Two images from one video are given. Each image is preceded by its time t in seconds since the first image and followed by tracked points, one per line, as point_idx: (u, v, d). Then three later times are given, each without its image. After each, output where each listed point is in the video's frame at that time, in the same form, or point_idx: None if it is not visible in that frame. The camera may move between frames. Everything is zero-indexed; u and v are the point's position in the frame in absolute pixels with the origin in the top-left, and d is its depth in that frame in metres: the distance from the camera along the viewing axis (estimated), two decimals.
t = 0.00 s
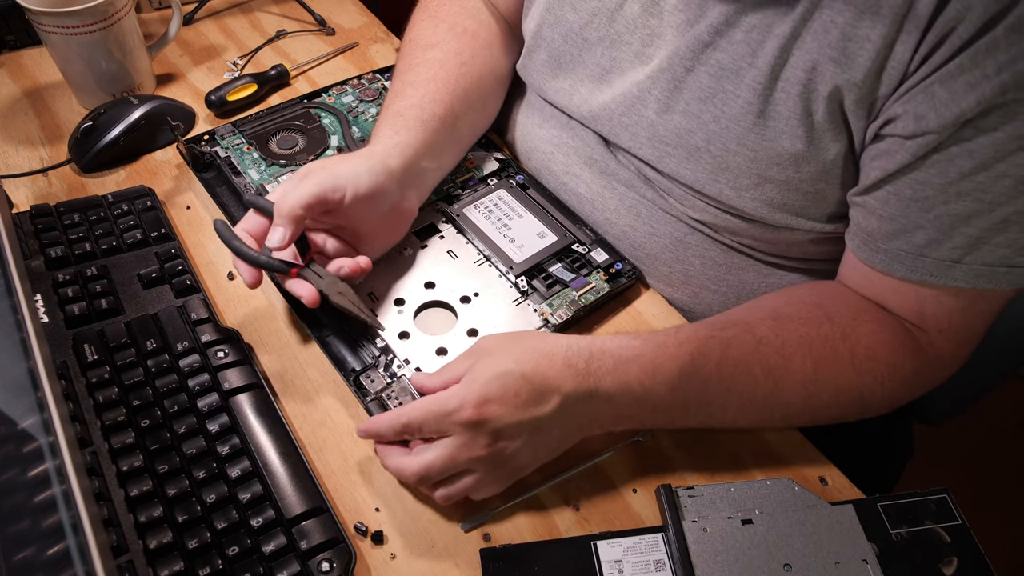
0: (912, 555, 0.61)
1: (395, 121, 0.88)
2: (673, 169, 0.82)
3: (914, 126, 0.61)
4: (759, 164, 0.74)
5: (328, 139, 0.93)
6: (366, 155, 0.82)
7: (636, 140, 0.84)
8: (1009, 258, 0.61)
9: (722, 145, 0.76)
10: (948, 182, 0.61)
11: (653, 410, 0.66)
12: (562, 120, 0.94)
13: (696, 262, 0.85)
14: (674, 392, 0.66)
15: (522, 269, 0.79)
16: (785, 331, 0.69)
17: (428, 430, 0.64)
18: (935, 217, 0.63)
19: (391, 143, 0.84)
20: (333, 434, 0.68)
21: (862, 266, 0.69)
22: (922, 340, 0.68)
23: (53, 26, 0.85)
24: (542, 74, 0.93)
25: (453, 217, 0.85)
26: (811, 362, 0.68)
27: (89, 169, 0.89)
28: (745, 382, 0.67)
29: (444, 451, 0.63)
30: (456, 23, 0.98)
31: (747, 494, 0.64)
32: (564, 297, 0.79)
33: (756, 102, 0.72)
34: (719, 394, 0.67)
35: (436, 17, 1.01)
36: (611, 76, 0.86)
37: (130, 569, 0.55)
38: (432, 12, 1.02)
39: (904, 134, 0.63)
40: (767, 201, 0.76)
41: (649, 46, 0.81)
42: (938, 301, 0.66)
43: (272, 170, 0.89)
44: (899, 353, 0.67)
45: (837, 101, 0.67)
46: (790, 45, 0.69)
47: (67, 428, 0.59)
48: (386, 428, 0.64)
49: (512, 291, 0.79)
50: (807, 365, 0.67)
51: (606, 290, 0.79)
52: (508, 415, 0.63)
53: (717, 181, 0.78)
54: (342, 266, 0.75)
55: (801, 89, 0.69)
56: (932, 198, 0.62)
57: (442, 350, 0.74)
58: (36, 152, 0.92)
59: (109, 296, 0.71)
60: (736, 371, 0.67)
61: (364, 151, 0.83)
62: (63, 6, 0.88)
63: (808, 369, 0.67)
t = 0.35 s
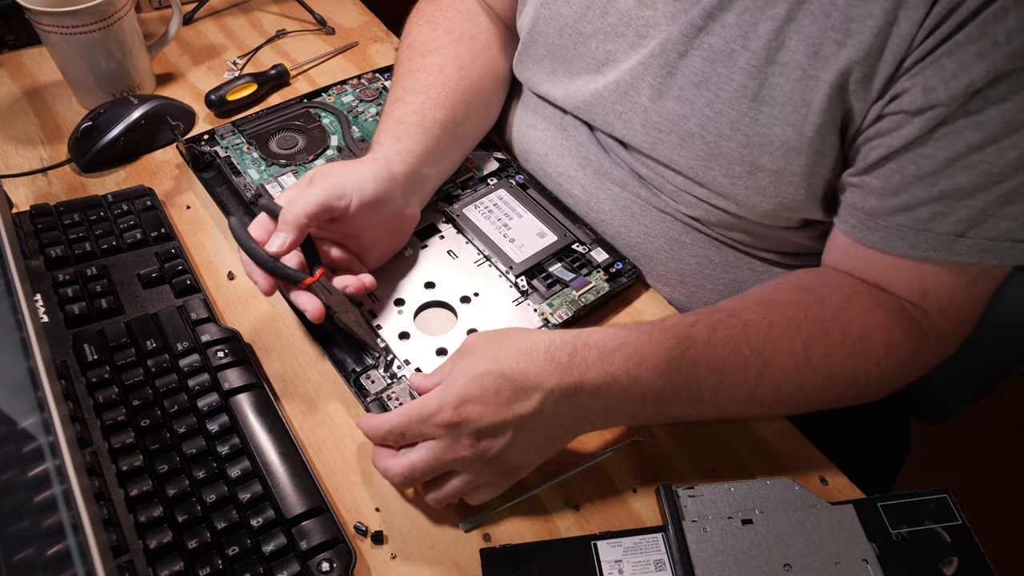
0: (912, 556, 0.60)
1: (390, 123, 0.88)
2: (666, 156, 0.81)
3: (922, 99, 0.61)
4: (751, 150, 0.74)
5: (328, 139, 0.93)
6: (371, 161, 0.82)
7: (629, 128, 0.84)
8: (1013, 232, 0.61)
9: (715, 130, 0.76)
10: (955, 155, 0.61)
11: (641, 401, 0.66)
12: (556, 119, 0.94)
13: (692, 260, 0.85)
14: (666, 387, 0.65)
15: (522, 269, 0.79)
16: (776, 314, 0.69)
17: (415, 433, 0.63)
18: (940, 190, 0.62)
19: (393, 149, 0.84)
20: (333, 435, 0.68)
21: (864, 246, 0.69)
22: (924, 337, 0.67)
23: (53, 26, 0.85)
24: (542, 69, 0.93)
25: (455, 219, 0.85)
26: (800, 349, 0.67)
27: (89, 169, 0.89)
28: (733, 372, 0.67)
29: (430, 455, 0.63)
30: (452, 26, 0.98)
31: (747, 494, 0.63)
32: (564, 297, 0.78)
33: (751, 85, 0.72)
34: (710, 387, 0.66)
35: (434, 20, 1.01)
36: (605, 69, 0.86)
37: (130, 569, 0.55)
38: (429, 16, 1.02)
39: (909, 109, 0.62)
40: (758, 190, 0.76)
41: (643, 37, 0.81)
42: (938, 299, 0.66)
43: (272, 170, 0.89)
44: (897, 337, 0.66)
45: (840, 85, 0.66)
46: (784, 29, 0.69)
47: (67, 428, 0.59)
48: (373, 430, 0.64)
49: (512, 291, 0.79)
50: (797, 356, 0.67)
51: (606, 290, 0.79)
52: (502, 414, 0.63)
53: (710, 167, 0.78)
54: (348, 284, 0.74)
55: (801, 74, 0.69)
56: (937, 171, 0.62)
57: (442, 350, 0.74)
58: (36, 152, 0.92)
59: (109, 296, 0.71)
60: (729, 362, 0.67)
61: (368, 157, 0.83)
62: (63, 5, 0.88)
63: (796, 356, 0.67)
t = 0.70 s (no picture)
0: (912, 556, 0.60)
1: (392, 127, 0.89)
2: (673, 156, 0.81)
3: (903, 103, 0.62)
4: (759, 148, 0.74)
5: (328, 139, 0.93)
6: (374, 164, 0.82)
7: (636, 128, 0.84)
8: (986, 237, 0.62)
9: (722, 130, 0.76)
10: (931, 160, 0.62)
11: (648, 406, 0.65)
12: (564, 114, 0.94)
13: (700, 255, 0.85)
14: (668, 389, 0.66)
15: (522, 270, 0.79)
16: (775, 316, 0.69)
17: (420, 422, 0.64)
18: (917, 194, 0.63)
19: (395, 153, 0.84)
20: (333, 435, 0.68)
21: (852, 250, 0.69)
22: (924, 337, 0.68)
23: (53, 26, 0.85)
24: (542, 63, 0.92)
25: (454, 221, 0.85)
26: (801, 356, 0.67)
27: (89, 169, 0.89)
28: (734, 380, 0.66)
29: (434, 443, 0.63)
30: (455, 27, 0.98)
31: (747, 494, 0.63)
32: (564, 297, 0.78)
33: (755, 86, 0.72)
34: (714, 390, 0.66)
35: (440, 20, 1.00)
36: (612, 63, 0.85)
37: (130, 569, 0.55)
38: (436, 16, 1.01)
39: (890, 111, 0.63)
40: (766, 186, 0.76)
41: (649, 32, 0.81)
42: (936, 298, 0.66)
43: (272, 170, 0.89)
44: (890, 343, 0.67)
45: (833, 83, 0.67)
46: (787, 29, 0.69)
47: (67, 428, 0.59)
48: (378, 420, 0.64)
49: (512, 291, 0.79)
50: (800, 363, 0.67)
51: (606, 290, 0.79)
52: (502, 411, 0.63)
53: (717, 167, 0.78)
54: (337, 295, 0.73)
55: (800, 73, 0.69)
56: (915, 175, 0.63)
57: (442, 349, 0.74)
58: (36, 152, 0.92)
59: (109, 296, 0.71)
60: (728, 368, 0.67)
61: (370, 162, 0.83)
62: (63, 6, 0.88)
63: (797, 359, 0.67)
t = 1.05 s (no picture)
0: (912, 555, 0.60)
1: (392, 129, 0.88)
2: (675, 160, 0.81)
3: (916, 104, 0.62)
4: (762, 152, 0.74)
5: (328, 139, 0.93)
6: (377, 166, 0.82)
7: (637, 132, 0.84)
8: (1010, 236, 0.62)
9: (725, 133, 0.76)
10: (949, 159, 0.62)
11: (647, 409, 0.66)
12: (562, 117, 0.94)
13: (697, 259, 0.85)
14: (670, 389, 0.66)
15: (522, 269, 0.79)
16: (771, 328, 0.70)
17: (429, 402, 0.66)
18: (937, 192, 0.63)
19: (397, 156, 0.84)
20: (333, 434, 0.68)
21: (864, 249, 0.69)
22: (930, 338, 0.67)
23: (54, 26, 0.85)
24: (542, 69, 0.92)
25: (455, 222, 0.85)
26: (798, 363, 0.68)
27: (89, 169, 0.89)
28: (729, 386, 0.67)
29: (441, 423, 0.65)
30: (457, 28, 0.99)
31: (747, 494, 0.63)
32: (564, 297, 0.78)
33: (760, 89, 0.72)
34: (716, 393, 0.67)
35: (441, 23, 1.00)
36: (612, 67, 0.85)
37: (130, 569, 0.55)
38: (437, 18, 1.01)
39: (904, 113, 0.63)
40: (769, 189, 0.76)
41: (650, 36, 0.81)
42: (936, 297, 0.67)
43: (273, 170, 0.89)
44: (892, 343, 0.67)
45: (840, 88, 0.67)
46: (792, 32, 0.69)
47: (67, 428, 0.59)
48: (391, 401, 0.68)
49: (512, 291, 0.79)
50: (799, 367, 0.68)
51: (605, 291, 0.79)
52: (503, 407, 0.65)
53: (719, 170, 0.78)
54: (339, 301, 0.73)
55: (806, 76, 0.69)
56: (933, 174, 0.63)
57: (442, 350, 0.74)
58: (36, 152, 0.92)
59: (109, 296, 0.71)
60: (722, 375, 0.68)
61: (373, 164, 0.83)
62: (63, 6, 0.88)
63: (801, 363, 0.68)
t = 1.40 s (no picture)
0: (912, 556, 0.60)
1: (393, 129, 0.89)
2: (673, 161, 0.81)
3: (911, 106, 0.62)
4: (760, 153, 0.74)
5: (328, 139, 0.93)
6: (382, 167, 0.82)
7: (635, 133, 0.84)
8: (1008, 236, 0.62)
9: (723, 135, 0.76)
10: (945, 160, 0.62)
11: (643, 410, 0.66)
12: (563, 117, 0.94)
13: (698, 260, 0.85)
14: (670, 391, 0.66)
15: (522, 270, 0.79)
16: (770, 331, 0.70)
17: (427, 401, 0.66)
18: (933, 194, 0.63)
19: (401, 157, 0.84)
20: (333, 434, 0.68)
21: (864, 251, 0.69)
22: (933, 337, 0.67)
23: (53, 26, 0.85)
24: (540, 69, 0.92)
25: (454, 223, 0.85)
26: (797, 366, 0.68)
27: (89, 169, 0.89)
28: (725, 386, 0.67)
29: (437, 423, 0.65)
30: (456, 28, 0.98)
31: (747, 494, 0.63)
32: (564, 296, 0.78)
33: (756, 91, 0.72)
34: (716, 393, 0.67)
35: (441, 23, 1.00)
36: (610, 68, 0.85)
37: (130, 569, 0.55)
38: (436, 19, 1.01)
39: (900, 115, 0.63)
40: (766, 190, 0.76)
41: (647, 37, 0.81)
42: (935, 297, 0.66)
43: (273, 170, 0.89)
44: (892, 344, 0.67)
45: (836, 89, 0.67)
46: (788, 34, 0.69)
47: (67, 428, 0.59)
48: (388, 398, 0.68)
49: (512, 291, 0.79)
50: (798, 369, 0.68)
51: (605, 291, 0.79)
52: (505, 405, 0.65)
53: (717, 171, 0.78)
54: (343, 305, 0.73)
55: (802, 77, 0.69)
56: (930, 175, 0.63)
57: (442, 350, 0.74)
58: (36, 152, 0.92)
59: (109, 296, 0.71)
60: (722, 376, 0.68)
61: (377, 164, 0.83)
62: (62, 6, 0.88)
63: (801, 364, 0.68)
